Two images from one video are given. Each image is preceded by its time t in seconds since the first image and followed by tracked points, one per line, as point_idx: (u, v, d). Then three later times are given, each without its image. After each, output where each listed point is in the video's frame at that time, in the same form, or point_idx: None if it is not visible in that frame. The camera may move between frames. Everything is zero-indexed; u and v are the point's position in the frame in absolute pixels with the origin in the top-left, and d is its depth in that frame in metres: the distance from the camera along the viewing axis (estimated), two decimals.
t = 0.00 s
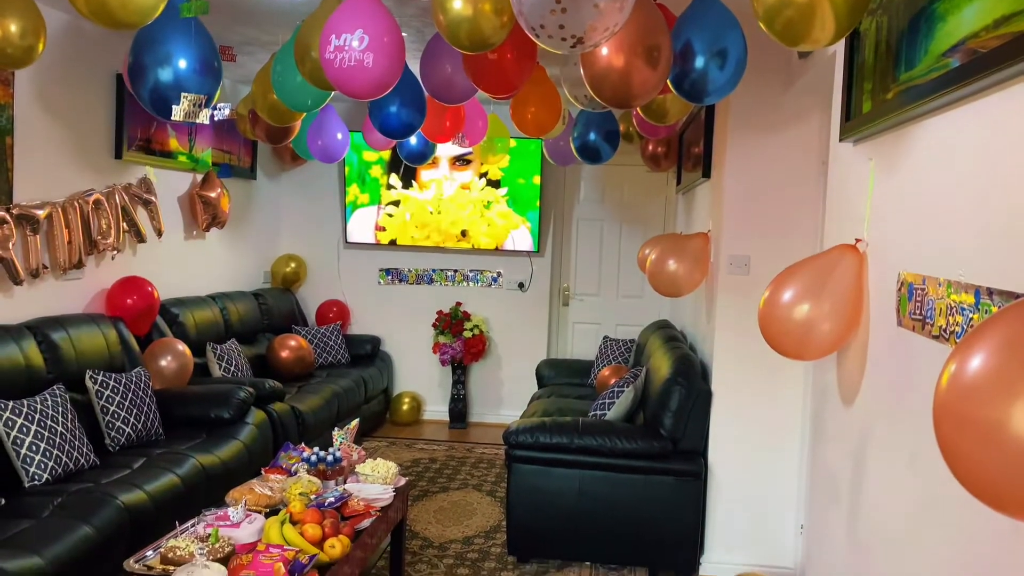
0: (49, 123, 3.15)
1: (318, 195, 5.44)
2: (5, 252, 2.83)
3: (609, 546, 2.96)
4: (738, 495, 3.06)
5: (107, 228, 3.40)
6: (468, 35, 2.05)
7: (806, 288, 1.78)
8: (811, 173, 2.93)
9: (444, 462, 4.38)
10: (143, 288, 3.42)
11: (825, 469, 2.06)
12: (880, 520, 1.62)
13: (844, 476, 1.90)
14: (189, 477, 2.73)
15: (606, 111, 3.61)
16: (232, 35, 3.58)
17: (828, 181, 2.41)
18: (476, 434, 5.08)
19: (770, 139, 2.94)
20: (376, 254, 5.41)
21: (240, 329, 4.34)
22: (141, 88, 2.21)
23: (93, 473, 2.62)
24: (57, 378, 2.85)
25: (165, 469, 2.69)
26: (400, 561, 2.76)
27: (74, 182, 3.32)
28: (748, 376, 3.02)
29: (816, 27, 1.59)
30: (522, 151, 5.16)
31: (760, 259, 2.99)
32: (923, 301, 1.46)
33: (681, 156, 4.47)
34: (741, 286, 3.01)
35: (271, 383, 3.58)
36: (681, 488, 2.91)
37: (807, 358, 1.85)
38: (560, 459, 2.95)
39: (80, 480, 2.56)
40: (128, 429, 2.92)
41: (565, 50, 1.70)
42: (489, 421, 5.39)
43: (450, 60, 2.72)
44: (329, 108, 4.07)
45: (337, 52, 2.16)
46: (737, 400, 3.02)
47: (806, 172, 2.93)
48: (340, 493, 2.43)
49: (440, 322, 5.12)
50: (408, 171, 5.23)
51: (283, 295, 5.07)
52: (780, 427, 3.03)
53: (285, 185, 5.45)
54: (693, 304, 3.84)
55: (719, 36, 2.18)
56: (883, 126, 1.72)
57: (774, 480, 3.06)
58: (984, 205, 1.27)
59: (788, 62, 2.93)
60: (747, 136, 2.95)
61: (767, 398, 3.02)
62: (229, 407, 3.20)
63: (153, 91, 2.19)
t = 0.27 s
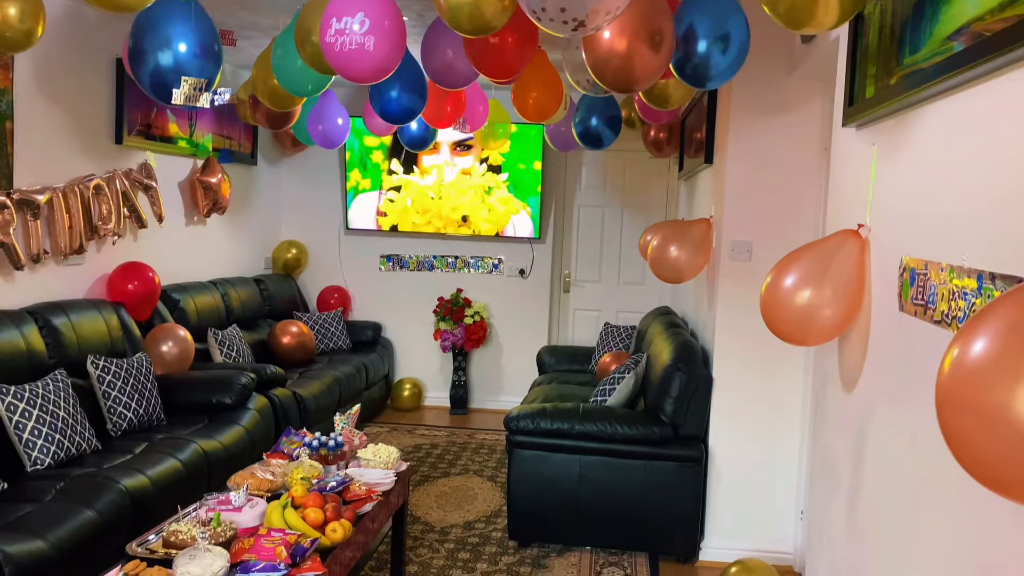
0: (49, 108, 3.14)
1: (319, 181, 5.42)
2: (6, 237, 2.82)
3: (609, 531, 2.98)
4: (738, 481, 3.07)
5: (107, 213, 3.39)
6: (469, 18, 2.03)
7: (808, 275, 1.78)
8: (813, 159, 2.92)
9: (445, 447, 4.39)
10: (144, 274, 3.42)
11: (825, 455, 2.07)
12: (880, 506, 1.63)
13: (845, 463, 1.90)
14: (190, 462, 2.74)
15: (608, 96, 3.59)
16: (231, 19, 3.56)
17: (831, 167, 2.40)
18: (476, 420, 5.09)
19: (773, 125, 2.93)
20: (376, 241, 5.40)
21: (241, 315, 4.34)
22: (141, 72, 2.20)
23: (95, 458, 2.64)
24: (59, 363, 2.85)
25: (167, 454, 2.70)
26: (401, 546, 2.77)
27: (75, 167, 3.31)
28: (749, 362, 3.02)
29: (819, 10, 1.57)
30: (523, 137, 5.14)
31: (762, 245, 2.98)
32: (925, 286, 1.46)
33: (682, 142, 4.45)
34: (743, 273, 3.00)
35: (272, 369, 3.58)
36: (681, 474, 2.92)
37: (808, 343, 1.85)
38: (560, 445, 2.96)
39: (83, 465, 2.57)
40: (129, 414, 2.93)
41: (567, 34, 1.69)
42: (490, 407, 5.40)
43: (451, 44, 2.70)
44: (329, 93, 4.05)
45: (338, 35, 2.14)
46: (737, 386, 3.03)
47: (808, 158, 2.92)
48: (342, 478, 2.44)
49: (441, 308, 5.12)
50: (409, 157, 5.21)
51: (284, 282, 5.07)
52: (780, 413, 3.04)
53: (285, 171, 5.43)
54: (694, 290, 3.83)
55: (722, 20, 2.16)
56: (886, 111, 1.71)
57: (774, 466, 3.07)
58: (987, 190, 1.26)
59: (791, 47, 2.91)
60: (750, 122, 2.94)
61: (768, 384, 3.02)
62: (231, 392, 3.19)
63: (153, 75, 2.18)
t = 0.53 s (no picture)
0: (49, 95, 3.13)
1: (319, 170, 5.41)
2: (6, 225, 2.82)
3: (609, 519, 2.99)
4: (738, 470, 3.08)
5: (108, 201, 3.39)
6: (470, 6, 2.02)
7: (809, 265, 1.78)
8: (815, 149, 2.91)
9: (446, 436, 4.40)
10: (144, 262, 3.41)
11: (825, 445, 2.07)
12: (879, 496, 1.63)
13: (844, 453, 1.91)
14: (191, 450, 2.75)
15: (609, 86, 3.58)
16: (232, 7, 3.55)
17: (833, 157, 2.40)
18: (477, 410, 5.10)
19: (775, 115, 2.92)
20: (377, 230, 5.39)
21: (241, 304, 4.34)
22: (141, 60, 2.19)
23: (97, 445, 2.65)
24: (60, 351, 2.86)
25: (168, 442, 2.71)
26: (402, 534, 2.78)
27: (75, 155, 3.31)
28: (749, 353, 3.02)
29: None
30: (525, 126, 5.12)
31: (763, 235, 2.98)
32: (926, 277, 1.46)
33: (684, 131, 4.43)
34: (744, 263, 3.00)
35: (273, 357, 3.59)
36: (681, 463, 2.93)
37: (809, 333, 1.85)
38: (560, 435, 2.96)
39: (84, 452, 2.58)
40: (130, 402, 2.93)
41: (568, 23, 1.68)
42: (490, 397, 5.41)
43: (452, 33, 2.68)
44: (330, 82, 4.03)
45: (339, 23, 2.13)
46: (738, 377, 3.03)
47: (811, 148, 2.91)
48: (342, 466, 2.45)
49: (442, 298, 5.12)
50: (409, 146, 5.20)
51: (285, 271, 5.07)
52: (780, 404, 3.04)
53: (286, 160, 5.42)
54: (695, 281, 3.83)
55: (724, 9, 2.15)
56: (888, 102, 1.70)
57: (773, 456, 3.08)
58: (989, 181, 1.26)
59: (794, 37, 2.89)
60: (752, 112, 2.93)
61: (768, 375, 3.03)
62: (231, 381, 3.20)
63: (153, 63, 2.17)
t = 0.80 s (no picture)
0: (47, 88, 3.11)
1: (318, 164, 5.40)
2: (4, 217, 2.81)
3: (606, 514, 3.00)
4: (735, 466, 3.09)
5: (106, 194, 3.38)
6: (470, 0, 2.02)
7: (808, 261, 1.78)
8: (814, 145, 2.91)
9: (443, 431, 4.41)
10: (143, 255, 3.41)
11: (823, 440, 2.08)
12: (876, 492, 1.64)
13: (841, 449, 1.91)
14: (190, 443, 2.76)
15: (609, 81, 3.57)
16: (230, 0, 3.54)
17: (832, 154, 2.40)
18: (475, 404, 5.11)
19: (774, 111, 2.92)
20: (376, 224, 5.39)
21: (240, 298, 4.34)
22: (140, 53, 2.18)
23: (95, 438, 2.65)
24: (58, 344, 2.85)
25: (167, 435, 2.71)
26: (400, 528, 2.79)
27: (74, 148, 3.30)
28: (747, 349, 3.03)
29: None
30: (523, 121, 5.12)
31: (762, 231, 2.98)
32: (925, 273, 1.46)
33: (683, 127, 4.43)
34: (742, 259, 3.00)
35: (271, 351, 3.59)
36: (678, 459, 2.94)
37: (807, 330, 1.85)
38: (558, 429, 2.97)
39: (82, 445, 2.58)
40: (128, 396, 2.93)
41: (569, 18, 1.67)
42: (488, 391, 5.42)
43: (452, 27, 2.68)
44: (329, 75, 4.02)
45: (339, 16, 2.13)
46: (735, 373, 3.04)
47: (810, 144, 2.91)
48: (340, 460, 2.45)
49: (440, 292, 5.12)
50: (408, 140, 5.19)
51: (283, 265, 5.06)
52: (778, 400, 3.05)
53: (284, 154, 5.41)
54: (693, 276, 3.84)
55: (725, 5, 2.15)
56: (888, 98, 1.70)
57: (770, 451, 3.09)
58: (988, 179, 1.26)
59: (794, 33, 2.89)
60: (752, 108, 2.92)
61: (766, 371, 3.03)
62: (230, 374, 3.20)
63: (152, 56, 2.17)
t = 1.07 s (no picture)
0: (45, 89, 3.11)
1: (315, 166, 5.40)
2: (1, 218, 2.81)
3: (602, 517, 3.01)
4: (731, 470, 3.10)
5: (103, 195, 3.38)
6: (469, 5, 2.02)
7: (804, 267, 1.79)
8: (810, 151, 2.93)
9: (439, 433, 4.41)
10: (139, 257, 3.40)
11: (818, 445, 2.09)
12: (871, 496, 1.65)
13: (836, 453, 1.92)
14: (186, 445, 2.75)
15: (606, 85, 3.58)
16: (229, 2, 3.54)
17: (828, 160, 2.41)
18: (470, 407, 5.11)
19: (771, 116, 2.93)
20: (372, 226, 5.39)
21: (236, 299, 4.34)
22: (139, 55, 2.18)
23: (91, 440, 2.64)
24: (54, 345, 2.85)
25: (163, 437, 2.71)
26: (396, 531, 2.79)
27: (71, 148, 3.30)
28: (743, 353, 3.04)
29: (822, 3, 1.57)
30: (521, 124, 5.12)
31: (758, 236, 2.99)
32: (921, 280, 1.47)
33: (680, 131, 4.44)
34: (738, 263, 3.02)
35: (268, 353, 3.59)
36: (674, 462, 2.94)
37: (803, 335, 1.86)
38: (554, 432, 2.98)
39: (78, 447, 2.58)
40: (124, 397, 2.93)
41: (567, 24, 1.68)
42: (484, 394, 5.42)
43: (450, 31, 2.68)
44: (327, 78, 4.03)
45: (337, 19, 2.13)
46: (731, 377, 3.05)
47: (806, 150, 2.93)
48: (336, 463, 2.45)
49: (436, 295, 5.12)
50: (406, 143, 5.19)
51: (280, 266, 5.06)
52: (773, 403, 3.06)
53: (281, 155, 5.41)
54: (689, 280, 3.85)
55: (723, 11, 2.16)
56: (885, 105, 1.71)
57: (766, 455, 3.09)
58: (984, 187, 1.27)
59: (791, 39, 2.91)
60: (749, 113, 2.94)
61: (762, 375, 3.04)
62: (226, 376, 3.20)
63: (151, 58, 2.17)
